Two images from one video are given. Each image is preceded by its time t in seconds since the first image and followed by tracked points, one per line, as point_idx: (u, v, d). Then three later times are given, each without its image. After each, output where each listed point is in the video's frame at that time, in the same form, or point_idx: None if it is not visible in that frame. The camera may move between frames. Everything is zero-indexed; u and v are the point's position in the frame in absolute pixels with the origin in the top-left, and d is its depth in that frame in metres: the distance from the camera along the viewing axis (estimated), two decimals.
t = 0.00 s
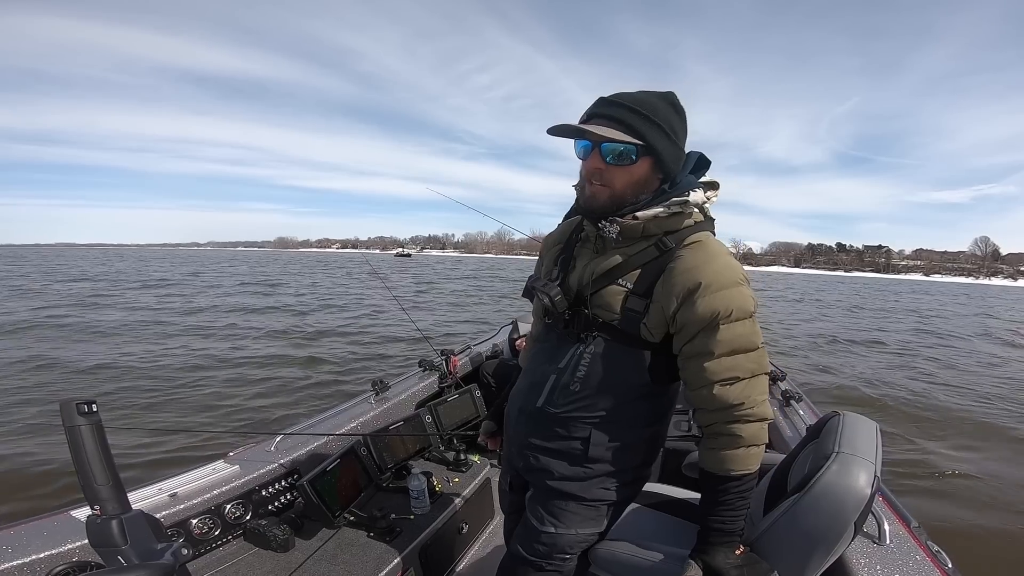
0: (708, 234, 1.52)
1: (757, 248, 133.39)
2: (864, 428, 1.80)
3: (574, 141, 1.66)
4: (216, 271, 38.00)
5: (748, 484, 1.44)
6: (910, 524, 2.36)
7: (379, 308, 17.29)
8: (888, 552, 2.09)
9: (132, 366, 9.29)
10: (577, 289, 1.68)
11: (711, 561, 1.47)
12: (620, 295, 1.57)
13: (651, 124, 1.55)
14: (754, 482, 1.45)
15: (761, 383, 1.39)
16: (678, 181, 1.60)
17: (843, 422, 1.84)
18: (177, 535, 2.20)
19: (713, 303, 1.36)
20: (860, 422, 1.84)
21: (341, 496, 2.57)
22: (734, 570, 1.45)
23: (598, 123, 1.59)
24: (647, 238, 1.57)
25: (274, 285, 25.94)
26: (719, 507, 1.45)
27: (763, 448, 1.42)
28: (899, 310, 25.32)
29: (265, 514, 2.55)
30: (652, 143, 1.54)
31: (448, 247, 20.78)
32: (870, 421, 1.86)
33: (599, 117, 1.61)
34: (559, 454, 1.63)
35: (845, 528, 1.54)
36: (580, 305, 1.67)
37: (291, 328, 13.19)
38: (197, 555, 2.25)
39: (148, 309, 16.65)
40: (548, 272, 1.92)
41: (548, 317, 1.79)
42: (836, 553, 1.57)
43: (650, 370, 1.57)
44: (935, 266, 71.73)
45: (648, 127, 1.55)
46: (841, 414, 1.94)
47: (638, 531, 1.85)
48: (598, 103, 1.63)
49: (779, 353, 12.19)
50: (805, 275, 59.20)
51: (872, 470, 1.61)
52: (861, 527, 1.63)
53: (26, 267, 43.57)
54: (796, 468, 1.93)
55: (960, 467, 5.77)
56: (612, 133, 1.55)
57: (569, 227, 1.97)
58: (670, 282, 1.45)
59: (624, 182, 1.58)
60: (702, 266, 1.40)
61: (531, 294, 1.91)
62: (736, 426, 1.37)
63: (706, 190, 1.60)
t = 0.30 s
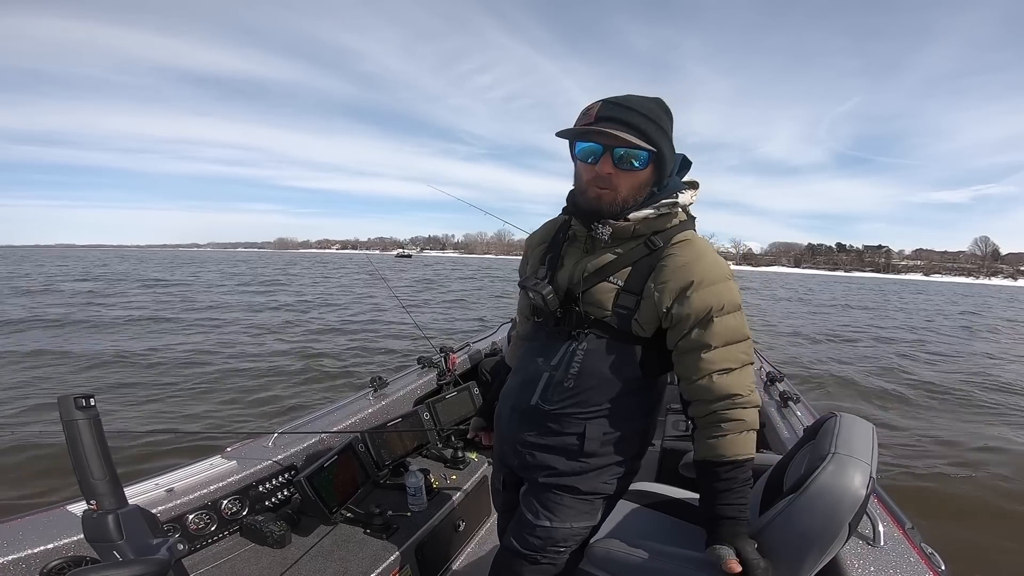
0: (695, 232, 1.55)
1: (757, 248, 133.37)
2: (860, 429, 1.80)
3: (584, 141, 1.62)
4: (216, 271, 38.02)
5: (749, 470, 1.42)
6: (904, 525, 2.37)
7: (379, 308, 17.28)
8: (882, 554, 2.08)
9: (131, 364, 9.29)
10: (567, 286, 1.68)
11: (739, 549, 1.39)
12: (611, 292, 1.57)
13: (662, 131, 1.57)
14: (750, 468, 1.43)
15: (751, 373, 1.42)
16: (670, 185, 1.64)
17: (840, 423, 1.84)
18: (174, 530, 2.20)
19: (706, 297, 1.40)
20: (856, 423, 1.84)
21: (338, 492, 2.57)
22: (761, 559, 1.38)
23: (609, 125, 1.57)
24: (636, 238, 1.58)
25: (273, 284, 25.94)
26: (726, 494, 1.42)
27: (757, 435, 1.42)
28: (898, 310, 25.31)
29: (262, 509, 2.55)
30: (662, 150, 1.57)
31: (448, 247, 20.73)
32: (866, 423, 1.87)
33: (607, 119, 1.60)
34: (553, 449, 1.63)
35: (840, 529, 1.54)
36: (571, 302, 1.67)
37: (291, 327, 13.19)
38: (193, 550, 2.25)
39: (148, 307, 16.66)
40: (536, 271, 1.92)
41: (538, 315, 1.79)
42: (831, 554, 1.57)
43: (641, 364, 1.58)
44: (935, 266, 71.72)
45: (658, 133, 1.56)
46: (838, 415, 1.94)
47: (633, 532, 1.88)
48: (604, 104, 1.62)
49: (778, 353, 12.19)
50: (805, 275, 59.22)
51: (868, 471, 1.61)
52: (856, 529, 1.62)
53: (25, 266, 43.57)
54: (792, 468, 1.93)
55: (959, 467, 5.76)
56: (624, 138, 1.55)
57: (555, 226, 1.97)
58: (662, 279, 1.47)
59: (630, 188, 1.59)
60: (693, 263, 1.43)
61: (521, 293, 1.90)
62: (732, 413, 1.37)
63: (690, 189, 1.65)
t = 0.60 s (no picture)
0: (687, 235, 1.56)
1: (757, 248, 133.28)
2: (860, 430, 1.81)
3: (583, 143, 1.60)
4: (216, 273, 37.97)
5: (733, 478, 1.42)
6: (904, 526, 2.36)
7: (379, 309, 17.28)
8: (882, 554, 2.08)
9: (131, 365, 9.29)
10: (560, 289, 1.69)
11: (725, 558, 1.41)
12: (604, 295, 1.57)
13: (658, 134, 1.58)
14: (733, 477, 1.42)
15: (734, 378, 1.41)
16: (664, 188, 1.65)
17: (839, 423, 1.84)
18: (173, 529, 2.19)
19: (693, 299, 1.40)
20: (856, 424, 1.84)
21: (338, 491, 2.57)
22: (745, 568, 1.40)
23: (607, 128, 1.57)
24: (628, 241, 1.58)
25: (273, 285, 25.96)
26: (711, 503, 1.41)
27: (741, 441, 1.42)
28: (898, 309, 25.30)
29: (261, 509, 2.55)
30: (658, 153, 1.57)
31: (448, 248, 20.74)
32: (867, 423, 1.87)
33: (606, 122, 1.59)
34: (549, 449, 1.63)
35: (839, 529, 1.55)
36: (564, 305, 1.67)
37: (291, 328, 13.19)
38: (192, 550, 2.25)
39: (148, 309, 16.66)
40: (528, 273, 1.92)
41: (532, 317, 1.79)
42: (830, 554, 1.58)
43: (634, 366, 1.60)
44: (935, 266, 71.67)
45: (655, 136, 1.57)
46: (838, 416, 1.94)
47: (630, 532, 1.88)
48: (602, 106, 1.61)
49: (778, 353, 12.18)
50: (806, 275, 59.16)
51: (867, 472, 1.61)
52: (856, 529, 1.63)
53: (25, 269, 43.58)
54: (791, 469, 1.93)
55: (959, 467, 5.75)
56: (621, 141, 1.55)
57: (547, 229, 1.97)
58: (653, 282, 1.47)
59: (627, 191, 1.59)
60: (683, 266, 1.44)
61: (513, 295, 1.90)
62: (712, 420, 1.37)
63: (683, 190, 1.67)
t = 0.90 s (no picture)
0: (686, 235, 1.55)
1: (757, 248, 133.29)
2: (863, 429, 1.81)
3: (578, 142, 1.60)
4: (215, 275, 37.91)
5: (734, 483, 1.41)
6: (909, 524, 2.36)
7: (379, 310, 17.28)
8: (887, 553, 2.08)
9: (131, 368, 9.27)
10: (557, 291, 1.69)
11: (723, 564, 1.41)
12: (601, 297, 1.58)
13: (653, 132, 1.58)
14: (734, 482, 1.42)
15: (735, 381, 1.40)
16: (659, 185, 1.65)
17: (842, 423, 1.84)
18: (176, 534, 2.19)
19: (691, 302, 1.39)
20: (859, 423, 1.84)
21: (340, 495, 2.57)
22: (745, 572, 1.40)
23: (602, 127, 1.57)
24: (626, 242, 1.58)
25: (272, 287, 25.91)
26: (710, 509, 1.41)
27: (742, 445, 1.41)
28: (898, 309, 25.30)
29: (264, 513, 2.55)
30: (653, 151, 1.57)
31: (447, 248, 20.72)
32: (869, 422, 1.87)
33: (599, 121, 1.60)
34: (547, 452, 1.63)
35: (843, 529, 1.55)
36: (561, 307, 1.67)
37: (290, 329, 13.18)
38: (196, 555, 2.25)
39: (147, 311, 16.62)
40: (528, 275, 1.93)
41: (531, 320, 1.80)
42: (835, 554, 1.58)
43: (632, 369, 1.59)
44: (936, 265, 71.69)
45: (650, 134, 1.57)
46: (841, 415, 1.93)
47: (633, 533, 1.89)
48: (596, 105, 1.62)
49: (778, 353, 12.18)
50: (806, 275, 59.17)
51: (871, 471, 1.61)
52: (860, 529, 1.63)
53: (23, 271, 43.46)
54: (795, 469, 1.93)
55: (962, 466, 5.74)
56: (616, 140, 1.55)
57: (546, 231, 1.98)
58: (650, 284, 1.46)
59: (623, 190, 1.60)
60: (682, 267, 1.43)
61: (513, 299, 1.91)
62: (712, 425, 1.36)
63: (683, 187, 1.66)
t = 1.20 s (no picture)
0: (695, 235, 1.55)
1: (757, 247, 133.18)
2: (866, 428, 1.80)
3: (580, 144, 1.59)
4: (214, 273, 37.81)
5: (740, 487, 1.41)
6: (915, 523, 2.35)
7: (379, 309, 17.25)
8: (893, 553, 2.08)
9: (130, 368, 9.24)
10: (564, 293, 1.70)
11: (724, 567, 1.41)
12: (608, 298, 1.58)
13: (654, 132, 1.57)
14: (742, 485, 1.42)
15: (745, 384, 1.39)
16: (664, 183, 1.64)
17: (845, 422, 1.84)
18: (180, 539, 2.20)
19: (699, 303, 1.39)
20: (863, 422, 1.84)
21: (344, 498, 2.57)
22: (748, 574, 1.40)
23: (601, 128, 1.58)
24: (633, 242, 1.59)
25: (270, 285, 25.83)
26: (714, 512, 1.41)
27: (749, 449, 1.41)
28: (898, 309, 25.27)
29: (267, 517, 2.55)
30: (655, 150, 1.56)
31: (447, 247, 20.69)
32: (873, 421, 1.86)
33: (600, 122, 1.60)
34: (554, 455, 1.63)
35: (849, 528, 1.55)
36: (568, 309, 1.68)
37: (290, 328, 13.15)
38: (200, 559, 2.25)
39: (146, 310, 16.57)
40: (535, 277, 1.93)
41: (538, 322, 1.80)
42: (841, 553, 1.58)
43: (641, 371, 1.58)
44: (936, 265, 71.68)
45: (652, 134, 1.56)
46: (843, 414, 1.93)
47: (637, 533, 1.89)
48: (595, 106, 1.62)
49: (779, 353, 12.16)
50: (806, 274, 59.08)
51: (875, 470, 1.61)
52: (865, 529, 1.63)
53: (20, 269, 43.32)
54: (799, 468, 1.93)
55: (964, 467, 5.74)
56: (615, 141, 1.54)
57: (553, 233, 1.99)
58: (656, 285, 1.46)
59: (625, 191, 1.59)
60: (690, 267, 1.42)
61: (520, 301, 1.92)
62: (720, 428, 1.36)
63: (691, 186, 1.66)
